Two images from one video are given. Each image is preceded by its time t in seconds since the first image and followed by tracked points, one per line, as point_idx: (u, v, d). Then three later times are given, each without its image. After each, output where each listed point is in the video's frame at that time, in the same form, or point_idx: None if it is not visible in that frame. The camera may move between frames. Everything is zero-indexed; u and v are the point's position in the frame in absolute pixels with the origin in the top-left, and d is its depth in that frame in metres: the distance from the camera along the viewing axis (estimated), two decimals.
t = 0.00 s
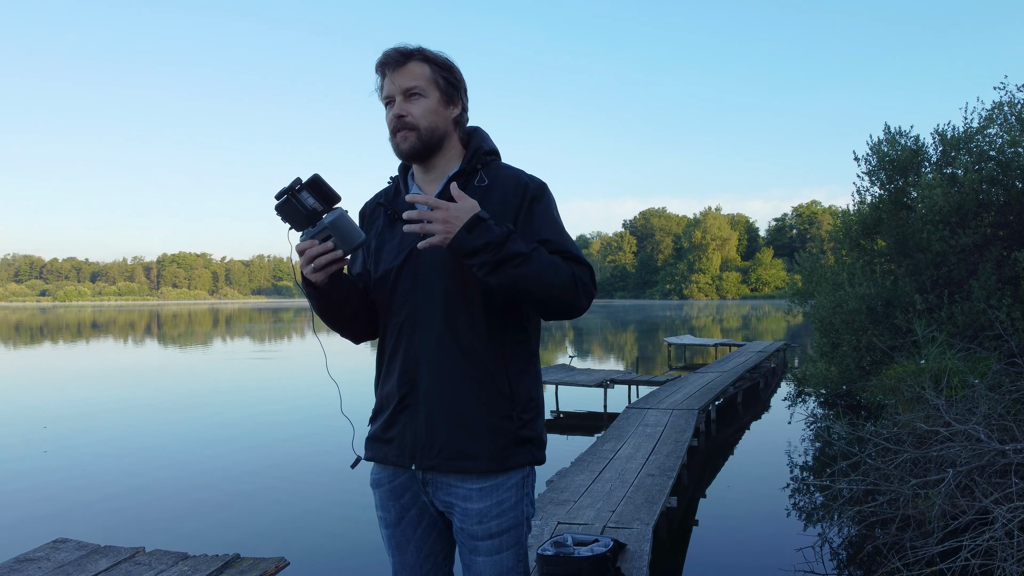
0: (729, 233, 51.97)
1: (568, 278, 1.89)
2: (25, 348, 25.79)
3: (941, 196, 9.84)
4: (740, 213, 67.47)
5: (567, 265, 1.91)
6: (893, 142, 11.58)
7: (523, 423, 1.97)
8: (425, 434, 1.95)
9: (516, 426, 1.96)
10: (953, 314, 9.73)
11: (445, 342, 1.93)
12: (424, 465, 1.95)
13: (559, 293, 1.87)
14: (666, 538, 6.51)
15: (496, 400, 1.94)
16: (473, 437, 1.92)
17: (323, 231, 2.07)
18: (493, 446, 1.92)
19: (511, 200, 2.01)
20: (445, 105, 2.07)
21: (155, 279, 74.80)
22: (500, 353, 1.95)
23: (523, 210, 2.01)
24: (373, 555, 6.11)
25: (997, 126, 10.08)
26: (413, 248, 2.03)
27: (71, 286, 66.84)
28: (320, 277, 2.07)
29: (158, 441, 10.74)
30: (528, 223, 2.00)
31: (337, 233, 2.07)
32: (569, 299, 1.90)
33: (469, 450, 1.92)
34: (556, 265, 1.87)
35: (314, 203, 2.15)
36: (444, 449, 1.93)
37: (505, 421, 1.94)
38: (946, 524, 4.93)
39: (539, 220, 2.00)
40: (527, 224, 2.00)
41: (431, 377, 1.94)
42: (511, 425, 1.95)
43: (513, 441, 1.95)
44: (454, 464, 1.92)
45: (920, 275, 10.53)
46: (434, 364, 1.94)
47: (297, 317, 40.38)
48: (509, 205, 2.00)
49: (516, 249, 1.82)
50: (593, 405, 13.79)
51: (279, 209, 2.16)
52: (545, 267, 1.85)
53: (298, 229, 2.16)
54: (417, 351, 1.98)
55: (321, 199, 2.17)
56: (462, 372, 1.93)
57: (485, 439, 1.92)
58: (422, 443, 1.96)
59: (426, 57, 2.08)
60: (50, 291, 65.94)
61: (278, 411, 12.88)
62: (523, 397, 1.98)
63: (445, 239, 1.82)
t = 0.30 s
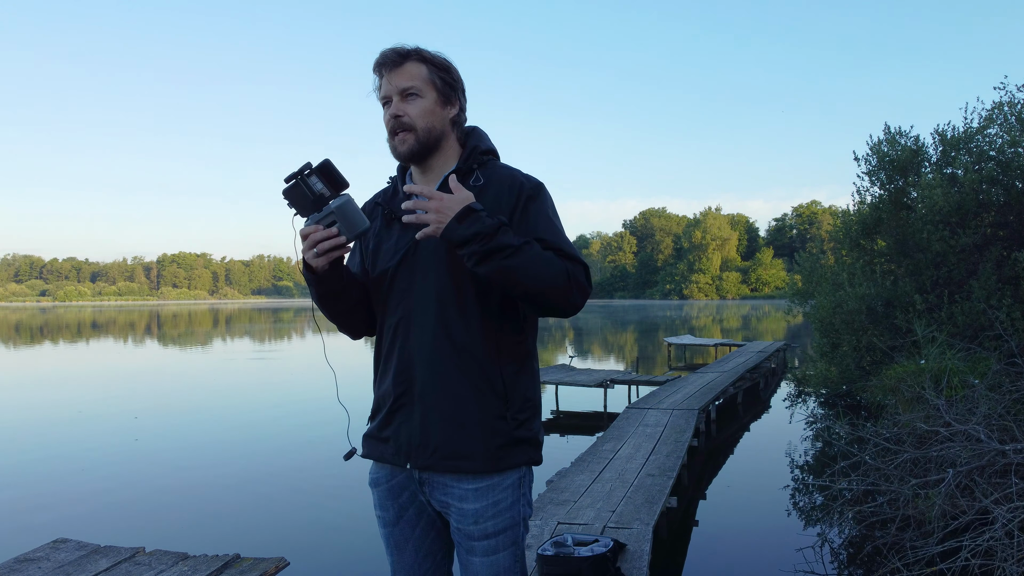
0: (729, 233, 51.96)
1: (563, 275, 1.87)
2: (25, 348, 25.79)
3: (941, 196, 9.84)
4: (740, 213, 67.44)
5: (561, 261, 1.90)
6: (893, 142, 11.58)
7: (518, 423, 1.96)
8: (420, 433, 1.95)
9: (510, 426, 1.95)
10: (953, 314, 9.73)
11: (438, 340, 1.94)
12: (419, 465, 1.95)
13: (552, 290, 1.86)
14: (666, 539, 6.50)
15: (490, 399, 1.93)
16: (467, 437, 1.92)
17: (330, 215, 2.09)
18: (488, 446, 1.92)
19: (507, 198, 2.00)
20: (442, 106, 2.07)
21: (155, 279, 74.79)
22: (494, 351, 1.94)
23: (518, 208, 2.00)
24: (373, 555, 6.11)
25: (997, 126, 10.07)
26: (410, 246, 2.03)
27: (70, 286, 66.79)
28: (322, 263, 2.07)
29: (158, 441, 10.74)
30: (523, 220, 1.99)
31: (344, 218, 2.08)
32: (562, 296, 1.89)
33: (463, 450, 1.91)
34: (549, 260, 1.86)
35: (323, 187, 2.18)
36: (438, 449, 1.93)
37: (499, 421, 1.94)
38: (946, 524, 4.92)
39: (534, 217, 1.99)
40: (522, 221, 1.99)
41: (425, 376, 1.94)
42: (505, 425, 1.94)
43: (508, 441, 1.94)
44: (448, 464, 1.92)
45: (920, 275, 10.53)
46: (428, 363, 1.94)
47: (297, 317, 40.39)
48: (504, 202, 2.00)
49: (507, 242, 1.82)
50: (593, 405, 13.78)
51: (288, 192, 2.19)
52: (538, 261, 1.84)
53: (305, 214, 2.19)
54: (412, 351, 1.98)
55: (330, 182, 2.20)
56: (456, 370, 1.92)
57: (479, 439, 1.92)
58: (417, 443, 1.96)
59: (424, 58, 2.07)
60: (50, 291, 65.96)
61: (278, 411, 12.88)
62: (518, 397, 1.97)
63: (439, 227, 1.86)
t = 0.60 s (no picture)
0: (729, 233, 51.97)
1: (556, 276, 1.88)
2: (26, 348, 25.80)
3: (941, 196, 9.84)
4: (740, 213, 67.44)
5: (555, 262, 1.90)
6: (893, 142, 11.58)
7: (514, 424, 1.96)
8: (416, 432, 1.96)
9: (505, 426, 1.95)
10: (953, 314, 9.73)
11: (433, 340, 1.94)
12: (416, 465, 1.96)
13: (545, 291, 1.86)
14: (666, 539, 6.50)
15: (484, 399, 1.93)
16: (462, 437, 1.92)
17: (335, 217, 2.07)
18: (483, 446, 1.92)
19: (503, 198, 2.01)
20: (440, 107, 2.07)
21: (155, 279, 74.79)
22: (489, 351, 1.94)
23: (514, 210, 2.00)
24: (373, 555, 6.11)
25: (997, 126, 10.07)
26: (407, 247, 2.04)
27: (70, 286, 66.80)
28: (326, 264, 2.08)
29: (158, 441, 10.74)
30: (519, 220, 2.00)
31: (350, 219, 2.05)
32: (556, 297, 1.89)
33: (458, 449, 1.91)
34: (542, 262, 1.86)
35: (330, 187, 2.19)
36: (434, 448, 1.93)
37: (495, 421, 1.94)
38: (946, 524, 4.92)
39: (530, 217, 1.99)
40: (517, 222, 2.00)
41: (420, 376, 1.95)
42: (500, 425, 1.94)
43: (503, 441, 1.94)
44: (444, 464, 1.92)
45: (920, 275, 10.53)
46: (423, 363, 1.94)
47: (297, 317, 40.42)
48: (500, 204, 2.00)
49: (499, 246, 1.83)
50: (593, 405, 13.78)
51: (292, 191, 2.18)
52: (530, 264, 1.84)
53: (309, 214, 2.18)
54: (408, 351, 1.98)
55: (336, 181, 2.21)
56: (450, 371, 1.92)
57: (474, 439, 1.92)
58: (413, 442, 1.96)
59: (421, 59, 2.07)
60: (51, 291, 65.97)
61: (278, 411, 12.89)
62: (513, 397, 1.97)
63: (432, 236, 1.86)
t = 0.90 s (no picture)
0: (729, 233, 51.93)
1: (553, 280, 1.88)
2: (26, 348, 25.80)
3: (940, 196, 9.84)
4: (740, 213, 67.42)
5: (552, 266, 1.90)
6: (893, 142, 11.58)
7: (513, 425, 1.96)
8: (415, 434, 1.96)
9: (505, 427, 1.95)
10: (953, 314, 9.73)
11: (431, 344, 1.94)
12: (415, 466, 1.96)
13: (542, 297, 1.86)
14: (666, 539, 6.50)
15: (483, 402, 1.93)
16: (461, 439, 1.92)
17: (336, 238, 2.05)
18: (482, 447, 1.92)
19: (500, 200, 2.01)
20: (440, 106, 2.09)
21: (155, 279, 74.80)
22: (486, 355, 1.94)
23: (512, 212, 2.00)
24: (373, 555, 6.11)
25: (997, 126, 10.07)
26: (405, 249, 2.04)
27: (70, 287, 66.73)
28: (326, 284, 2.09)
29: (159, 441, 10.75)
30: (515, 224, 1.99)
31: (350, 241, 2.03)
32: (553, 301, 1.89)
33: (458, 451, 1.91)
34: (538, 270, 1.86)
35: (329, 210, 2.16)
36: (434, 449, 1.93)
37: (494, 422, 1.94)
38: (946, 524, 4.92)
39: (527, 220, 1.99)
40: (514, 226, 2.00)
41: (419, 380, 1.95)
42: (498, 426, 1.94)
43: (502, 443, 1.94)
44: (443, 465, 1.92)
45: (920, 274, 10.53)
46: (421, 367, 1.94)
47: (297, 317, 40.44)
48: (498, 206, 2.00)
49: (494, 260, 1.82)
50: (593, 405, 13.78)
51: (291, 212, 2.16)
52: (526, 273, 1.84)
53: (308, 234, 2.17)
54: (406, 354, 1.98)
55: (335, 203, 2.19)
56: (449, 375, 1.92)
57: (473, 440, 1.92)
58: (412, 444, 1.97)
59: (424, 58, 2.08)
60: (51, 291, 65.96)
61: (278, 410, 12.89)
62: (513, 398, 1.97)
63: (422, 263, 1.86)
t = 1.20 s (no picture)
0: (729, 233, 51.92)
1: (553, 279, 1.86)
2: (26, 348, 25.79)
3: (941, 196, 9.85)
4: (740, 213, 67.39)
5: (551, 264, 1.89)
6: (893, 142, 11.58)
7: (512, 425, 1.96)
8: (415, 434, 1.96)
9: (505, 427, 1.95)
10: (953, 314, 9.73)
11: (431, 345, 1.94)
12: (415, 466, 1.96)
13: (542, 297, 1.85)
14: (666, 539, 6.50)
15: (483, 402, 1.93)
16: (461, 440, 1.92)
17: (322, 247, 2.03)
18: (481, 447, 1.92)
19: (501, 200, 2.00)
20: (447, 104, 2.10)
21: (155, 279, 74.84)
22: (485, 356, 1.94)
23: (511, 210, 2.00)
24: (373, 555, 6.11)
25: (997, 126, 10.08)
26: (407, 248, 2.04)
27: (70, 287, 66.75)
28: (310, 292, 2.08)
29: (160, 441, 10.75)
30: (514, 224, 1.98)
31: (338, 252, 2.02)
32: (554, 301, 1.88)
33: (457, 451, 1.91)
34: (538, 270, 1.85)
35: (317, 218, 2.06)
36: (433, 449, 1.93)
37: (494, 422, 1.94)
38: (946, 524, 4.92)
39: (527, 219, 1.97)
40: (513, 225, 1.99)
41: (419, 380, 1.95)
42: (498, 426, 1.94)
43: (502, 442, 1.94)
44: (443, 466, 1.92)
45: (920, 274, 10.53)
46: (421, 367, 1.94)
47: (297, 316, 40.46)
48: (499, 204, 2.00)
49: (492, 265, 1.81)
50: (593, 405, 13.78)
51: (279, 215, 2.06)
52: (526, 275, 1.83)
53: (295, 241, 2.08)
54: (407, 355, 1.98)
55: (327, 210, 2.07)
56: (448, 377, 1.92)
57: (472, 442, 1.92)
58: (412, 443, 1.97)
59: (435, 56, 2.10)
60: (51, 291, 65.94)
61: (278, 410, 12.90)
62: (513, 398, 1.97)
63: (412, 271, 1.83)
